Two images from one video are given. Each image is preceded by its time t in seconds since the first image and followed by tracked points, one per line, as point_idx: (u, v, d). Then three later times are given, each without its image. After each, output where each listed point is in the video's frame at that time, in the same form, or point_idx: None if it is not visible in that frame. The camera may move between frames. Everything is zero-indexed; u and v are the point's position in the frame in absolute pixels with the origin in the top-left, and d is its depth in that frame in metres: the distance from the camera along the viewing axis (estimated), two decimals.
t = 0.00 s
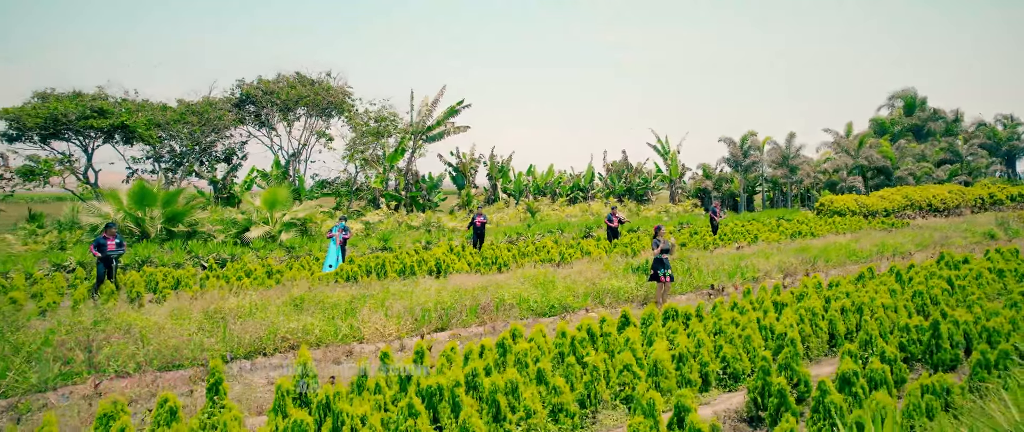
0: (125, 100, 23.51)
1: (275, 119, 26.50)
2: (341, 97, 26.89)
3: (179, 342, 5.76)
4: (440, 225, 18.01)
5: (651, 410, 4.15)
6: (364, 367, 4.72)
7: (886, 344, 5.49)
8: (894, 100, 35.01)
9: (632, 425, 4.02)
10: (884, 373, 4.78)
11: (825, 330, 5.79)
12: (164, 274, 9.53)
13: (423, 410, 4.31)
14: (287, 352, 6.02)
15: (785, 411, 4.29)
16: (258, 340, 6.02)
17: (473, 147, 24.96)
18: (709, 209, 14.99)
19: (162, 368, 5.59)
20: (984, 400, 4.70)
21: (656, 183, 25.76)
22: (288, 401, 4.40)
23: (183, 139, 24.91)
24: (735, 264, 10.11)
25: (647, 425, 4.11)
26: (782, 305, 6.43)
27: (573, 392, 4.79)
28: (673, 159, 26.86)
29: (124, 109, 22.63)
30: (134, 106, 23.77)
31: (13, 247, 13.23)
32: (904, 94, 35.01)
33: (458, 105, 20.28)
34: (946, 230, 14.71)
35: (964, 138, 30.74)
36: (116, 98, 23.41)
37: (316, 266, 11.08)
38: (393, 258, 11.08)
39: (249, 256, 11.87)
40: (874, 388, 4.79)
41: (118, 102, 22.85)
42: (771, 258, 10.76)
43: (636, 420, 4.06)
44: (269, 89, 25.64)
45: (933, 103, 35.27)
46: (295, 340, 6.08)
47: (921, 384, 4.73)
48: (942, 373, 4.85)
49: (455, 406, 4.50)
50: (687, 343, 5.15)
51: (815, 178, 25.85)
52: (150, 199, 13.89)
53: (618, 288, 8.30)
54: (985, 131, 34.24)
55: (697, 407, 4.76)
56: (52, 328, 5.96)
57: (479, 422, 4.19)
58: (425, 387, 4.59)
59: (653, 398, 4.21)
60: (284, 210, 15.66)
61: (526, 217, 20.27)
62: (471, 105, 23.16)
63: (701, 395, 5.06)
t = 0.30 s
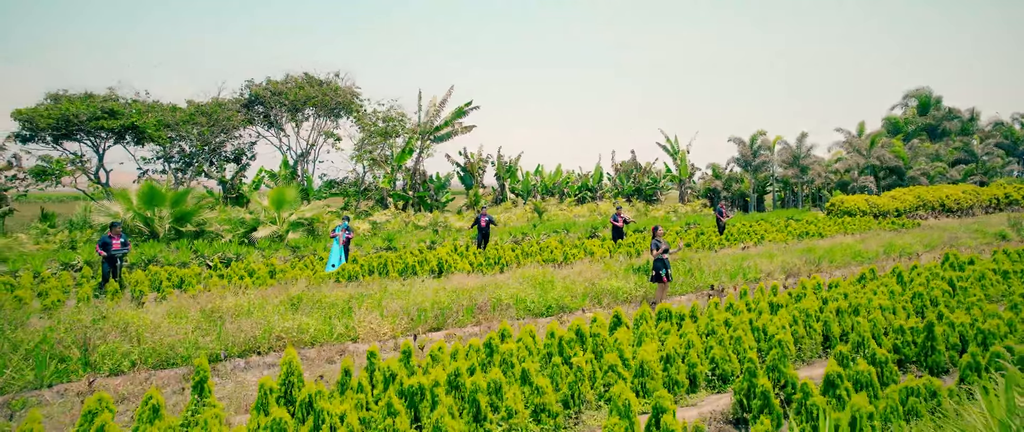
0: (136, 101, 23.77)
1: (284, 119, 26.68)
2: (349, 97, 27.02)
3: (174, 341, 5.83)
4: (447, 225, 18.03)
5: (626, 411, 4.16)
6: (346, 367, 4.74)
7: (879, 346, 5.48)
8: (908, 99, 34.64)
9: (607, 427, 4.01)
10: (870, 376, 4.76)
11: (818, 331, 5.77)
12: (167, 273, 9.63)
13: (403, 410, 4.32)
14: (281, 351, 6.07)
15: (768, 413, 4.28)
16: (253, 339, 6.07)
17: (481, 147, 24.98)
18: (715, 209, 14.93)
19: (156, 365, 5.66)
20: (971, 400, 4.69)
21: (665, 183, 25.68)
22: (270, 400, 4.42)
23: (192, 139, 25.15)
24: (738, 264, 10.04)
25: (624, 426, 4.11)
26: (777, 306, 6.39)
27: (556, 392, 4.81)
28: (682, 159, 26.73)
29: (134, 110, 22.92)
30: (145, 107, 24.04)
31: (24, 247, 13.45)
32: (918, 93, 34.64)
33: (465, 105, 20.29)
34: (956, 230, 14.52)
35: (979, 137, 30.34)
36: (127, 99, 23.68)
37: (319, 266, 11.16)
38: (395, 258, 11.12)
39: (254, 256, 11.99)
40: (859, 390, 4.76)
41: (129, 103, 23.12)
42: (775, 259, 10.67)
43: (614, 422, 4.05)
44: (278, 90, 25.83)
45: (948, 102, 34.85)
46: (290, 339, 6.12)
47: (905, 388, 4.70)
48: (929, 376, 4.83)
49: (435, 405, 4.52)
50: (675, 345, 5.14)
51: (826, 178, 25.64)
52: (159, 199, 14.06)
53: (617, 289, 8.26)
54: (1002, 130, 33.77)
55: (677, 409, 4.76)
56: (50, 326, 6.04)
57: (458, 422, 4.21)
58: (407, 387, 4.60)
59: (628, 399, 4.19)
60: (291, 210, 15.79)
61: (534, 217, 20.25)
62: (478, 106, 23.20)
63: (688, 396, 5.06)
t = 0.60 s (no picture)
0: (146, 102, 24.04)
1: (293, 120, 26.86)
2: (358, 98, 27.15)
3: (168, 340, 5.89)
4: (453, 224, 18.05)
5: (602, 413, 4.17)
6: (331, 368, 4.77)
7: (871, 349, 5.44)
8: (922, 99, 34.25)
9: (583, 428, 4.02)
10: (855, 379, 4.73)
11: (812, 333, 5.74)
12: (169, 273, 9.73)
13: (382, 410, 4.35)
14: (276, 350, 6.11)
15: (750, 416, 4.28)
16: (247, 338, 6.12)
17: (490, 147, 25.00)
18: (720, 209, 14.84)
19: (150, 364, 5.73)
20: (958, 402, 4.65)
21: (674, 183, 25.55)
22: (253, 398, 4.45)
23: (202, 139, 25.38)
24: (741, 265, 9.98)
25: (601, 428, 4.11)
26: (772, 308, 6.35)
27: (539, 393, 4.83)
28: (692, 159, 26.58)
29: (144, 111, 23.17)
30: (155, 108, 24.31)
31: (35, 245, 13.64)
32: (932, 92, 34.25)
33: (473, 106, 20.29)
34: (967, 231, 14.34)
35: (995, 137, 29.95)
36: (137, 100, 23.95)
37: (322, 266, 11.22)
38: (398, 258, 11.16)
39: (258, 255, 12.09)
40: (844, 393, 4.73)
41: (139, 104, 23.37)
42: (778, 260, 10.57)
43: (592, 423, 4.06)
44: (286, 90, 26.01)
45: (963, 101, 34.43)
46: (285, 338, 6.15)
47: (890, 392, 4.67)
48: (916, 379, 4.80)
49: (416, 404, 4.53)
50: (661, 347, 5.14)
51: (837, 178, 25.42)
52: (168, 198, 14.21)
53: (615, 290, 8.23)
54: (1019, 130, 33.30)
55: (657, 412, 4.76)
56: (48, 325, 6.11)
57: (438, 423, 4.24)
58: (388, 386, 4.61)
59: (605, 402, 4.20)
60: (299, 210, 15.91)
61: (541, 217, 20.23)
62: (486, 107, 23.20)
63: (675, 399, 5.06)
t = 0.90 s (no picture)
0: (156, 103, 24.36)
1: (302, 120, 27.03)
2: (366, 98, 27.27)
3: (162, 339, 5.95)
4: (460, 224, 18.08)
5: (579, 416, 4.18)
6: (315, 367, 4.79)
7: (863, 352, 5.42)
8: (937, 98, 33.86)
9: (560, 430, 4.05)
10: (841, 383, 4.70)
11: (806, 336, 5.70)
12: (172, 273, 9.85)
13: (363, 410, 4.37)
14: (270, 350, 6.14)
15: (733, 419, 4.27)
16: (242, 338, 6.16)
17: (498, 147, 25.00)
18: (726, 210, 14.74)
19: (145, 363, 5.80)
20: (947, 406, 4.60)
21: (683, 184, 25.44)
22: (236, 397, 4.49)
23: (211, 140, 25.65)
24: (744, 266, 9.93)
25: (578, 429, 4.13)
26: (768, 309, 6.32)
27: (523, 395, 4.87)
28: (702, 159, 26.44)
29: (155, 113, 23.44)
30: (165, 109, 24.57)
31: (46, 245, 13.84)
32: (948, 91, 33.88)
33: (480, 106, 20.28)
34: (978, 232, 14.14)
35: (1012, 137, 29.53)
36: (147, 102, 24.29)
37: (325, 266, 11.30)
38: (400, 258, 11.20)
39: (262, 255, 12.17)
40: (830, 397, 4.71)
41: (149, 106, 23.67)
42: (781, 261, 10.49)
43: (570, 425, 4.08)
44: (295, 91, 26.17)
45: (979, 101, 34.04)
46: (280, 338, 6.18)
47: (876, 397, 4.64)
48: (904, 384, 4.77)
49: (398, 405, 4.55)
50: (648, 349, 5.14)
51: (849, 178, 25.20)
52: (176, 199, 14.35)
53: (614, 291, 8.21)
54: None
55: (637, 415, 4.76)
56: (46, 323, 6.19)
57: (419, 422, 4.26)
58: (371, 387, 4.63)
59: (583, 406, 4.21)
60: (306, 210, 16.04)
61: (548, 218, 20.21)
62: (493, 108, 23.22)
63: (662, 401, 5.07)
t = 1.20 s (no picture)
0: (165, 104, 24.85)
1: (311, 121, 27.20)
2: (375, 99, 27.40)
3: (159, 338, 6.00)
4: (468, 225, 18.10)
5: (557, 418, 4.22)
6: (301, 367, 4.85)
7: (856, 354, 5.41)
8: (953, 97, 33.47)
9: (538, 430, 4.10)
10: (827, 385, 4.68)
11: (801, 338, 5.74)
12: (175, 273, 9.96)
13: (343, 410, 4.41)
14: (265, 349, 6.19)
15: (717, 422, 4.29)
16: (237, 337, 6.22)
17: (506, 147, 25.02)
18: (733, 210, 14.65)
19: (141, 362, 5.86)
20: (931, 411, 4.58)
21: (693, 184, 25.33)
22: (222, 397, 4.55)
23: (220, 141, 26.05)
24: (747, 267, 9.87)
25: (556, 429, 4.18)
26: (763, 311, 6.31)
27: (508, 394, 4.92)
28: (712, 159, 26.28)
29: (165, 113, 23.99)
30: (175, 110, 25.13)
31: (57, 245, 14.03)
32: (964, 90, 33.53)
33: (487, 106, 20.25)
34: (989, 233, 13.96)
35: None
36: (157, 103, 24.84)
37: (328, 266, 11.38)
38: (402, 258, 11.25)
39: (267, 255, 12.25)
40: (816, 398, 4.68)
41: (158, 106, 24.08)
42: (784, 261, 10.41)
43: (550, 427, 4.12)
44: (303, 91, 26.34)
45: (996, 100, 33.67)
46: (275, 337, 6.22)
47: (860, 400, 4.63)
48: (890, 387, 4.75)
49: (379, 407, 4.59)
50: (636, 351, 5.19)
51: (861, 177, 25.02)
52: (184, 198, 14.47)
53: (613, 291, 8.19)
54: None
55: (616, 417, 4.81)
56: (47, 321, 6.26)
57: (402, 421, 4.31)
58: (354, 386, 4.68)
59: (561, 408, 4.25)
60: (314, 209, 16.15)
61: (556, 218, 20.19)
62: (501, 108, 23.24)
63: (648, 402, 5.11)
